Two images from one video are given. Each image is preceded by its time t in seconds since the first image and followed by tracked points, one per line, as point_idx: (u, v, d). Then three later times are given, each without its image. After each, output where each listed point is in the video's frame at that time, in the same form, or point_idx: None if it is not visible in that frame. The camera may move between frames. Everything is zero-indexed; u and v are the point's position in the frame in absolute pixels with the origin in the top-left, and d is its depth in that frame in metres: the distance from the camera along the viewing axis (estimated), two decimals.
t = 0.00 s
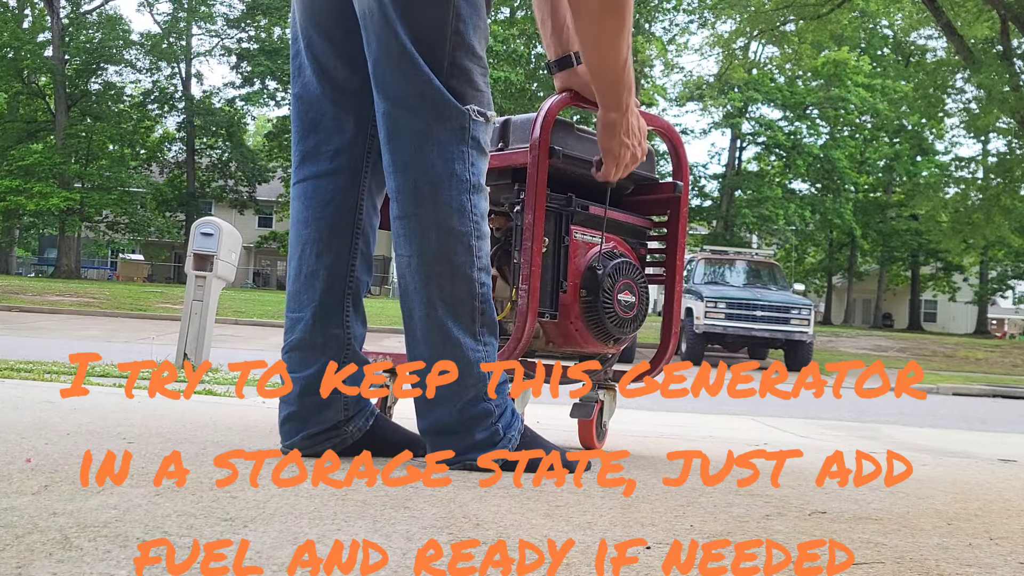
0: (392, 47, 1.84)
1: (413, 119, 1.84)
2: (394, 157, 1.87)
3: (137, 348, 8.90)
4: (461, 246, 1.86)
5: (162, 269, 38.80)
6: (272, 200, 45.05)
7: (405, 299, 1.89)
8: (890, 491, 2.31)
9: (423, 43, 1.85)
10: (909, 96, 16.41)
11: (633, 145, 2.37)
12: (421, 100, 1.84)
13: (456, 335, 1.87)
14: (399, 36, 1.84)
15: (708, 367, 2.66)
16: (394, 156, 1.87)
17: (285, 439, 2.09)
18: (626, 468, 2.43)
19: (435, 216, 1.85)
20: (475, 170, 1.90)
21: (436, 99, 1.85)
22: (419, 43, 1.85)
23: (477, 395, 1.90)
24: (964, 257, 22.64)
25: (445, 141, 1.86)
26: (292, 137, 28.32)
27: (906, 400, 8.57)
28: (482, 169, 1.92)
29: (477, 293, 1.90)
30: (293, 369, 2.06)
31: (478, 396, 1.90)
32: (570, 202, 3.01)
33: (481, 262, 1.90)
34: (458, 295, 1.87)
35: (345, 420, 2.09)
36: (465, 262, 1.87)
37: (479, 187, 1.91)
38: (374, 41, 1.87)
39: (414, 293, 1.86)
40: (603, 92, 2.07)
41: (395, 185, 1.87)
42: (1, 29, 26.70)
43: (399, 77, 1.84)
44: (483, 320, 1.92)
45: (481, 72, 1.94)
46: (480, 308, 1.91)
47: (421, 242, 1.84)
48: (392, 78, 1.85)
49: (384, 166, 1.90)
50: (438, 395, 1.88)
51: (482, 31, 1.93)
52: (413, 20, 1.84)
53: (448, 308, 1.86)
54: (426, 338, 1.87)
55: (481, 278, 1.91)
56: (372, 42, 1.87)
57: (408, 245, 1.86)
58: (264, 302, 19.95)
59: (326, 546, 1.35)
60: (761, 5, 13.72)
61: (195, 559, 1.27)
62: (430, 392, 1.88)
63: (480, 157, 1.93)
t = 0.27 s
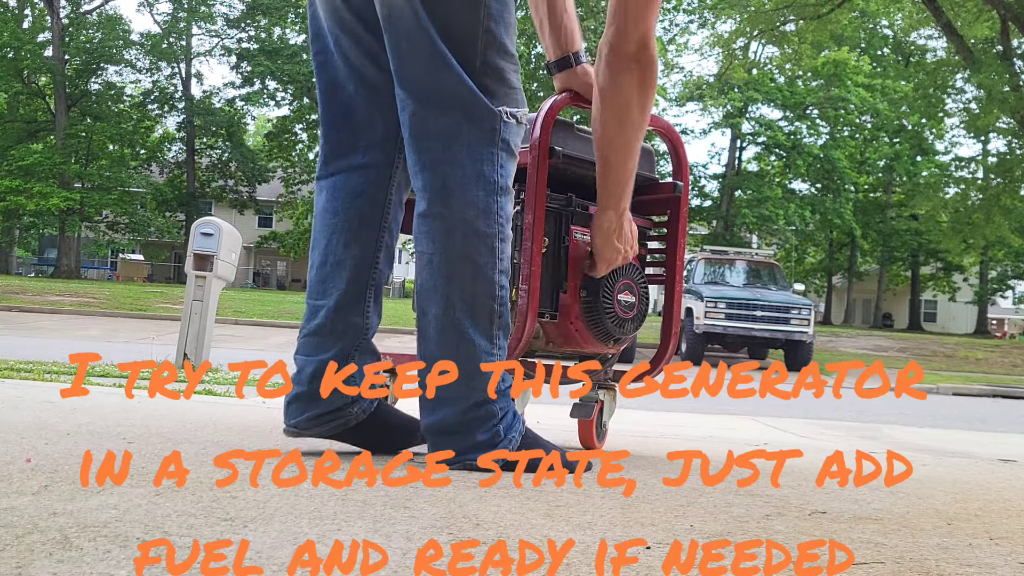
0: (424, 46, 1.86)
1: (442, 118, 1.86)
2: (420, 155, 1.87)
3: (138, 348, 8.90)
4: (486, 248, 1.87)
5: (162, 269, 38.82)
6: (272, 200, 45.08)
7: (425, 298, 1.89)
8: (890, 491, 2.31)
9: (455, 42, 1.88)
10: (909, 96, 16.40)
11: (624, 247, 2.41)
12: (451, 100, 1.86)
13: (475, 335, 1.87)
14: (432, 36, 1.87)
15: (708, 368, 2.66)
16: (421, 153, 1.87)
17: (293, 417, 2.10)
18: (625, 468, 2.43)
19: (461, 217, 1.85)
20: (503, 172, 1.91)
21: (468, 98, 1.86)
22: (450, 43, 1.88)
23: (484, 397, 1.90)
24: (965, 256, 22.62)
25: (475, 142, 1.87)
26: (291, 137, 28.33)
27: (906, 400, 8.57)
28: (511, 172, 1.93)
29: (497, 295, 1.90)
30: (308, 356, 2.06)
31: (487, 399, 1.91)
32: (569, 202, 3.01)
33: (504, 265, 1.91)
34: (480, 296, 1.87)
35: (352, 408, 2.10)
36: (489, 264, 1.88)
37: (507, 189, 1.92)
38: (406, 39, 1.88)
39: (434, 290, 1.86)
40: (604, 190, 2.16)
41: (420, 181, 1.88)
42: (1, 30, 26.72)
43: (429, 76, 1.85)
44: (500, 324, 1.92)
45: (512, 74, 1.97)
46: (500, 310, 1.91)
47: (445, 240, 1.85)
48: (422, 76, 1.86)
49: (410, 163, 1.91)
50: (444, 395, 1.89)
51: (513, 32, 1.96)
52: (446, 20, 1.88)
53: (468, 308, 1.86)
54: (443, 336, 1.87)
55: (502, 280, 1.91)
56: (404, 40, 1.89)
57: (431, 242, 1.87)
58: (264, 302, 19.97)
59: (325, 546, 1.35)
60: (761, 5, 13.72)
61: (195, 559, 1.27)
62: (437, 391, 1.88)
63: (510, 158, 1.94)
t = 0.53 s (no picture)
0: (418, 50, 1.86)
1: (437, 125, 1.86)
2: (417, 160, 1.88)
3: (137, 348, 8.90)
4: (483, 250, 1.88)
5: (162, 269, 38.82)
6: (272, 200, 45.08)
7: (423, 303, 1.90)
8: (890, 491, 2.31)
9: (447, 46, 1.88)
10: (909, 96, 16.40)
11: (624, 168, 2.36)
12: (447, 105, 1.86)
13: (473, 336, 1.88)
14: (426, 39, 1.86)
15: (708, 368, 2.66)
16: (418, 160, 1.88)
17: (284, 433, 2.10)
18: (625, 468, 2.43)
19: (459, 219, 1.86)
20: (500, 173, 1.92)
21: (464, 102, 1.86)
22: (444, 46, 1.88)
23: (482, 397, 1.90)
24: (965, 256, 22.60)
25: (471, 144, 1.87)
26: (291, 137, 28.33)
27: (906, 400, 8.56)
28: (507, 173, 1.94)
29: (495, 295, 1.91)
30: (304, 368, 2.07)
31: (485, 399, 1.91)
32: (568, 202, 3.01)
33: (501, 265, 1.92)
34: (478, 298, 1.88)
35: (342, 421, 2.08)
36: (486, 266, 1.89)
37: (503, 192, 1.92)
38: (401, 44, 1.88)
39: (433, 295, 1.88)
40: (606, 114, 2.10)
41: (417, 188, 1.88)
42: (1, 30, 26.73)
43: (425, 80, 1.85)
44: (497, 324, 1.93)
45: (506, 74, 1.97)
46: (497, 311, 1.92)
47: (445, 244, 1.86)
48: (416, 80, 1.86)
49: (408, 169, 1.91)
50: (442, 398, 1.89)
51: (506, 30, 1.96)
52: (439, 23, 1.87)
53: (466, 309, 1.87)
54: (443, 339, 1.87)
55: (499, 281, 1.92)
56: (399, 45, 1.88)
57: (429, 247, 1.88)
58: (264, 302, 19.98)
59: (325, 546, 1.35)
60: (761, 5, 13.73)
61: (195, 558, 1.27)
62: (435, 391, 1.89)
63: (507, 160, 1.94)
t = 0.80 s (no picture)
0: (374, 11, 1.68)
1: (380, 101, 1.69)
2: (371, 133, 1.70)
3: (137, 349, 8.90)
4: (432, 229, 1.67)
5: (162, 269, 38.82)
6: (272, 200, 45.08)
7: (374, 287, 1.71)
8: (890, 491, 2.31)
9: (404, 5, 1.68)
10: (909, 96, 16.41)
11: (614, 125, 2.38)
12: (389, 74, 1.67)
13: (424, 324, 1.67)
14: None
15: (708, 367, 2.66)
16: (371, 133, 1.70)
17: (282, 439, 2.13)
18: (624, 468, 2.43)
19: (402, 196, 1.66)
20: (458, 145, 1.69)
21: (412, 70, 1.67)
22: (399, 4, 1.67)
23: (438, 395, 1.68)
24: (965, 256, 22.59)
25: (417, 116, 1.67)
26: (291, 138, 28.33)
27: (906, 401, 8.56)
28: (472, 145, 1.72)
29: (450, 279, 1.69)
30: (297, 377, 2.07)
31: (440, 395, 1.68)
32: (569, 202, 3.00)
33: (460, 249, 1.70)
34: (427, 282, 1.66)
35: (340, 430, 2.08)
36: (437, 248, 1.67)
37: (462, 165, 1.70)
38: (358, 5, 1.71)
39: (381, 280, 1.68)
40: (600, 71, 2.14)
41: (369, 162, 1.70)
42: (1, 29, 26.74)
43: (367, 50, 1.68)
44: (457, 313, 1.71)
45: (478, 32, 1.72)
46: (456, 298, 1.70)
47: (391, 226, 1.67)
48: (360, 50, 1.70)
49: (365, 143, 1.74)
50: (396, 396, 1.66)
51: None
52: None
53: (414, 295, 1.66)
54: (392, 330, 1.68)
55: (458, 264, 1.70)
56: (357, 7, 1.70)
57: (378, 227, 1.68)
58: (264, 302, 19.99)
59: (325, 546, 1.35)
60: (761, 5, 13.73)
61: (196, 559, 1.27)
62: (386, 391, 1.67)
63: (470, 131, 1.72)
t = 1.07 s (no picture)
0: None
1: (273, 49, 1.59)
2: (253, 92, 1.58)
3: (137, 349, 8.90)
4: (257, 193, 1.49)
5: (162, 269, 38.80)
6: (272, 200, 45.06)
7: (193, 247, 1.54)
8: (890, 491, 2.31)
9: None
10: (909, 96, 16.41)
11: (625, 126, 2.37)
12: (281, 23, 1.59)
13: (215, 297, 1.47)
14: None
15: (708, 367, 2.66)
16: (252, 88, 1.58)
17: (283, 439, 2.25)
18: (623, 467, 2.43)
19: (246, 145, 1.51)
20: (322, 116, 1.55)
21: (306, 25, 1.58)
22: None
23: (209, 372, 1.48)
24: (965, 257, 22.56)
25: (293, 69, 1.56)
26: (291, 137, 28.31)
27: (907, 400, 8.55)
28: (341, 121, 1.58)
29: (259, 253, 1.49)
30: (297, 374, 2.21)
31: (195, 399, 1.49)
32: (570, 202, 2.99)
33: (284, 227, 1.51)
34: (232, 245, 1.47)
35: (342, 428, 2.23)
36: (256, 216, 1.49)
37: (320, 139, 1.55)
38: None
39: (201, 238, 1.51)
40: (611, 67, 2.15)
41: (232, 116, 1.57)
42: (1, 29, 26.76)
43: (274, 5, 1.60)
44: (258, 298, 1.50)
45: (400, 35, 1.73)
46: (259, 279, 1.50)
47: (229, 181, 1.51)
48: None
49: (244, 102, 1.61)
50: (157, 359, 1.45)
51: None
52: None
53: (215, 255, 1.47)
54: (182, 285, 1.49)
55: (274, 243, 1.50)
56: None
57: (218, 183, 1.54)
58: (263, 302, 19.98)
59: (323, 545, 1.35)
60: (761, 6, 13.75)
61: (195, 559, 1.27)
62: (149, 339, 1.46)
63: (344, 106, 1.58)
